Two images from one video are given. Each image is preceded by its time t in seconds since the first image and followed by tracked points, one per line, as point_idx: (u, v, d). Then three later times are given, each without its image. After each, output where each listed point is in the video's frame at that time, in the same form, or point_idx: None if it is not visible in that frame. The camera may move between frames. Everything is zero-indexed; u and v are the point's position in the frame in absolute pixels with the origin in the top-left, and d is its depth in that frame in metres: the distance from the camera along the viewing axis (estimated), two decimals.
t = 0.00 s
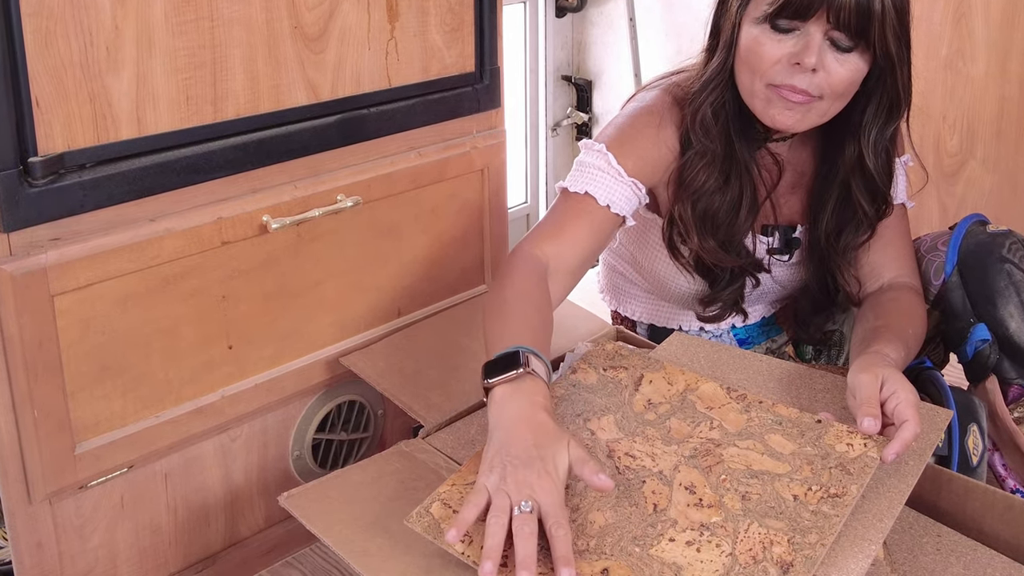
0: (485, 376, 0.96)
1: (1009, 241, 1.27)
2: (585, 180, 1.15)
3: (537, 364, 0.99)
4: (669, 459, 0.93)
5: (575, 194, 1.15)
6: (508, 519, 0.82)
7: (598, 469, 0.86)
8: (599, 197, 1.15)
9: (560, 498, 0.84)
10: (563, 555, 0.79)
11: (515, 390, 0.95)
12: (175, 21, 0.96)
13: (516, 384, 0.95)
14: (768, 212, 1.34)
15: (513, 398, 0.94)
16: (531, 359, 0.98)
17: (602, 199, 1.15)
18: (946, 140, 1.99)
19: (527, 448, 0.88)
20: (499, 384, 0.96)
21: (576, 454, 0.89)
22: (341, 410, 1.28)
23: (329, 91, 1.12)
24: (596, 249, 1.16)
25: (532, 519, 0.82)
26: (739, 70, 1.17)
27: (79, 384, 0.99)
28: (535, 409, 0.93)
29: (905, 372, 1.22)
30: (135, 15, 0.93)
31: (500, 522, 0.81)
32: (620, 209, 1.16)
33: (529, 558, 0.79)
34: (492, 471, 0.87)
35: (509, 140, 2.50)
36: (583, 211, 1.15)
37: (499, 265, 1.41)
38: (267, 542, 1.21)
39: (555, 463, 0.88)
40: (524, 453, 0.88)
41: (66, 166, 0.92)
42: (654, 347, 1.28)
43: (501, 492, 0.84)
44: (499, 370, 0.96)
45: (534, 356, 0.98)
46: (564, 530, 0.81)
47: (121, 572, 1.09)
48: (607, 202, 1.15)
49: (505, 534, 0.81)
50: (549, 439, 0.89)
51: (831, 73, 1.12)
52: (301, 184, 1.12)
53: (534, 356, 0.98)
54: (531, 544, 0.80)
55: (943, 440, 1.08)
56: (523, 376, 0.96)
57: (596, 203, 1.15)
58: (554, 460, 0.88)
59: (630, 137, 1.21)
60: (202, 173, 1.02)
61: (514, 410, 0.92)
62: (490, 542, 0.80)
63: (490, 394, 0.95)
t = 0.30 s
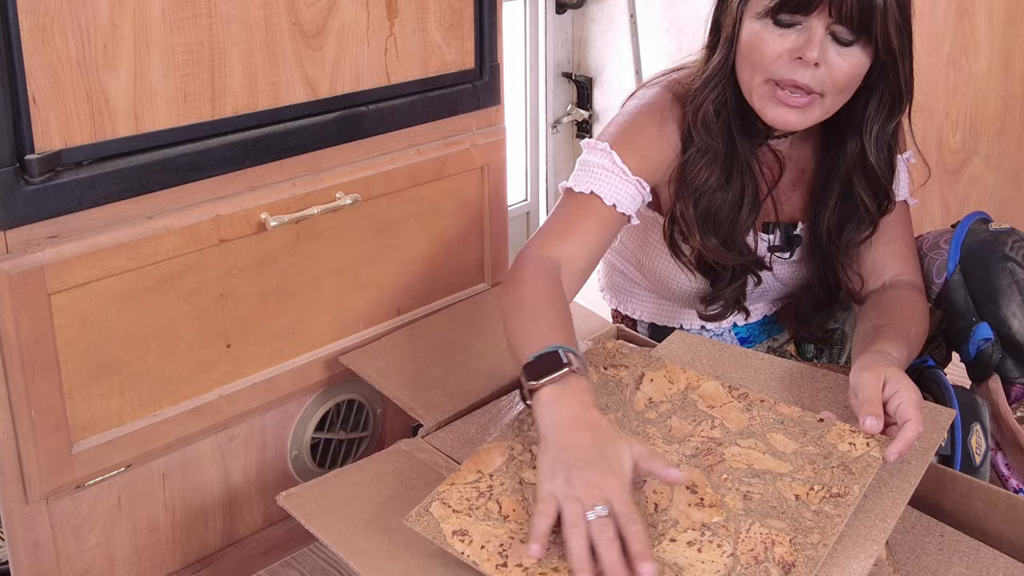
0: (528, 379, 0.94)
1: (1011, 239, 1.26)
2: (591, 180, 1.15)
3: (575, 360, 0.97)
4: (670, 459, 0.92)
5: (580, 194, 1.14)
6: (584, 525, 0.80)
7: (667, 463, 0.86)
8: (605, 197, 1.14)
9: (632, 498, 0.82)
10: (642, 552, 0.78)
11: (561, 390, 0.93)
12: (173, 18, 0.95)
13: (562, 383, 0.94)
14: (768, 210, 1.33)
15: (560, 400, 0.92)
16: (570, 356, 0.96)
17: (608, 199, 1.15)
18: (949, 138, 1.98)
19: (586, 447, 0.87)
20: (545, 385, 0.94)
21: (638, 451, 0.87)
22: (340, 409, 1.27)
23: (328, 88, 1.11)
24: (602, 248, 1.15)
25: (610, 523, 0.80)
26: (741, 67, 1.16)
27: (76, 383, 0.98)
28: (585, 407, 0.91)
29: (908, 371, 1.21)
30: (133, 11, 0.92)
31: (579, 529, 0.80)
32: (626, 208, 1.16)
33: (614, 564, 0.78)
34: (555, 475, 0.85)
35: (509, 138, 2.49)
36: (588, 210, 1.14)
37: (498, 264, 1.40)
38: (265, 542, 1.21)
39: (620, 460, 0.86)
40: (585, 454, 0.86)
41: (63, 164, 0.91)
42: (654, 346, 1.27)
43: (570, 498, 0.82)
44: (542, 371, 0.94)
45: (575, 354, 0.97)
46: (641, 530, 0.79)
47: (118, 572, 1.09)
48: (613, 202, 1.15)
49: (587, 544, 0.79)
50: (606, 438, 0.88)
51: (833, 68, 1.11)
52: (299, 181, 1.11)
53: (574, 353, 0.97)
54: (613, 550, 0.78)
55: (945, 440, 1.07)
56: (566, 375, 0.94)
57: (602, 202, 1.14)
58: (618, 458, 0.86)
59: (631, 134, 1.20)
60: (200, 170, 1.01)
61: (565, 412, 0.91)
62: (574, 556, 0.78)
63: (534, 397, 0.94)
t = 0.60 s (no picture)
0: (561, 344, 0.99)
1: (1009, 238, 1.25)
2: (582, 178, 1.14)
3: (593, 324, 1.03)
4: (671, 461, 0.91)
5: (571, 190, 1.14)
6: (658, 467, 0.87)
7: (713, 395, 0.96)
8: (595, 195, 1.14)
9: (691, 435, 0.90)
10: (718, 478, 0.86)
11: (597, 350, 0.98)
12: (171, 14, 0.94)
13: (595, 343, 0.99)
14: (769, 207, 1.32)
15: (599, 358, 0.97)
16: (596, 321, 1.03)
17: (598, 198, 1.14)
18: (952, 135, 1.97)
19: (637, 398, 0.93)
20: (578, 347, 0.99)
21: (684, 392, 0.96)
22: (338, 408, 1.26)
23: (327, 85, 1.10)
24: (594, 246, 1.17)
25: (684, 459, 0.87)
26: (741, 62, 1.16)
27: (73, 382, 0.97)
28: (623, 359, 0.98)
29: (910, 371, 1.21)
30: (130, 8, 0.91)
31: (657, 466, 0.86)
32: (616, 208, 1.15)
33: (696, 491, 0.85)
34: (616, 427, 0.90)
35: (509, 135, 2.49)
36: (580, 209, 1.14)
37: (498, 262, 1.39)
38: (264, 542, 1.20)
39: (669, 401, 0.94)
40: (638, 401, 0.92)
41: (60, 161, 0.90)
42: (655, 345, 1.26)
43: (638, 445, 0.88)
44: (572, 334, 1.00)
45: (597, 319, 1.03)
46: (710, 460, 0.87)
47: (115, 572, 1.08)
48: (603, 201, 1.14)
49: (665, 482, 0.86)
50: (652, 384, 0.95)
51: (833, 64, 1.10)
52: (298, 179, 1.10)
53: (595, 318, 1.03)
54: (695, 480, 0.85)
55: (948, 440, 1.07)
56: (597, 335, 1.00)
57: (591, 201, 1.14)
58: (669, 401, 0.94)
59: (630, 131, 1.19)
60: (198, 167, 1.01)
61: (606, 367, 0.96)
62: (655, 496, 0.85)
63: (570, 358, 0.98)
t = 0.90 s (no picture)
0: (507, 334, 0.95)
1: (1013, 237, 1.24)
2: (574, 172, 1.15)
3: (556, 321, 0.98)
4: (673, 460, 0.91)
5: (562, 185, 1.15)
6: (570, 465, 0.84)
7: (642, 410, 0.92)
8: (585, 191, 1.15)
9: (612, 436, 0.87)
10: (626, 483, 0.84)
11: (543, 344, 0.95)
12: (169, 11, 0.94)
13: (543, 337, 0.95)
14: (773, 204, 1.32)
15: (543, 352, 0.94)
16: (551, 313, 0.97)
17: (588, 193, 1.15)
18: (954, 132, 1.97)
19: (569, 398, 0.90)
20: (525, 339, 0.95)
21: (618, 401, 0.92)
22: (337, 407, 1.26)
23: (326, 82, 1.10)
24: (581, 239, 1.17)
25: (597, 460, 0.85)
26: (744, 64, 1.15)
27: (70, 381, 0.97)
28: (567, 360, 0.94)
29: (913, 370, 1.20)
30: (128, 5, 0.91)
31: (569, 467, 0.84)
32: (606, 204, 1.16)
33: (602, 494, 0.83)
34: (541, 421, 0.88)
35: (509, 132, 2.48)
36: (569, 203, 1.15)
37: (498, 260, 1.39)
38: (262, 542, 1.20)
39: (602, 407, 0.90)
40: (569, 400, 0.90)
41: (57, 158, 0.90)
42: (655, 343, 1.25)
43: (558, 442, 0.86)
44: (522, 325, 0.95)
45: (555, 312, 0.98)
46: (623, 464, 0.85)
47: (113, 571, 1.08)
48: (592, 197, 1.15)
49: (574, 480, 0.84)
50: (589, 387, 0.92)
51: (835, 72, 1.10)
52: (296, 177, 1.10)
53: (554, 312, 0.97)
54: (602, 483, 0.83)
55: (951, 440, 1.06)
56: (547, 330, 0.96)
57: (581, 196, 1.15)
58: (600, 407, 0.90)
59: (628, 128, 1.19)
60: (196, 165, 1.00)
61: (549, 364, 0.93)
62: (563, 493, 0.83)
63: (516, 350, 0.95)
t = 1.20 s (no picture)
0: (514, 379, 0.90)
1: (1015, 234, 1.24)
2: (594, 168, 1.12)
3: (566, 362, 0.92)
4: (674, 457, 0.90)
5: (584, 181, 1.11)
6: (546, 536, 0.79)
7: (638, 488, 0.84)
8: (608, 183, 1.11)
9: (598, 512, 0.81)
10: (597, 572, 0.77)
11: (550, 392, 0.89)
12: (166, 7, 0.93)
13: (550, 387, 0.89)
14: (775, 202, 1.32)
15: (549, 400, 0.88)
16: (561, 359, 0.91)
17: (611, 186, 1.11)
18: (956, 130, 1.96)
19: (564, 459, 0.83)
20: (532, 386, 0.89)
21: (618, 470, 0.84)
22: (337, 406, 1.25)
23: (325, 79, 1.09)
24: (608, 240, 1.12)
25: (574, 538, 0.79)
26: (745, 60, 1.14)
27: (67, 380, 0.96)
28: (572, 416, 0.88)
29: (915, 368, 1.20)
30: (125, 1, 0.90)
31: (542, 542, 0.78)
32: (631, 196, 1.13)
33: None
34: (528, 481, 0.82)
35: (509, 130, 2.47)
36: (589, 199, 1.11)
37: (498, 258, 1.38)
38: (261, 541, 1.19)
39: (597, 477, 0.83)
40: (563, 463, 0.83)
41: (54, 156, 0.89)
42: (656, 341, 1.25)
43: (538, 508, 0.80)
44: (531, 370, 0.90)
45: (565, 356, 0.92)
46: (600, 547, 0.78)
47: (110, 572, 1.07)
48: (616, 189, 1.12)
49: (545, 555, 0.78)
50: (588, 450, 0.85)
51: (839, 65, 1.09)
52: (295, 174, 1.09)
53: (564, 356, 0.92)
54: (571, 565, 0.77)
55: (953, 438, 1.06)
56: (556, 378, 0.90)
57: (606, 189, 1.11)
58: (595, 477, 0.83)
59: (636, 124, 1.17)
60: (194, 162, 0.99)
61: (550, 415, 0.87)
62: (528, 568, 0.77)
63: (519, 397, 0.89)
